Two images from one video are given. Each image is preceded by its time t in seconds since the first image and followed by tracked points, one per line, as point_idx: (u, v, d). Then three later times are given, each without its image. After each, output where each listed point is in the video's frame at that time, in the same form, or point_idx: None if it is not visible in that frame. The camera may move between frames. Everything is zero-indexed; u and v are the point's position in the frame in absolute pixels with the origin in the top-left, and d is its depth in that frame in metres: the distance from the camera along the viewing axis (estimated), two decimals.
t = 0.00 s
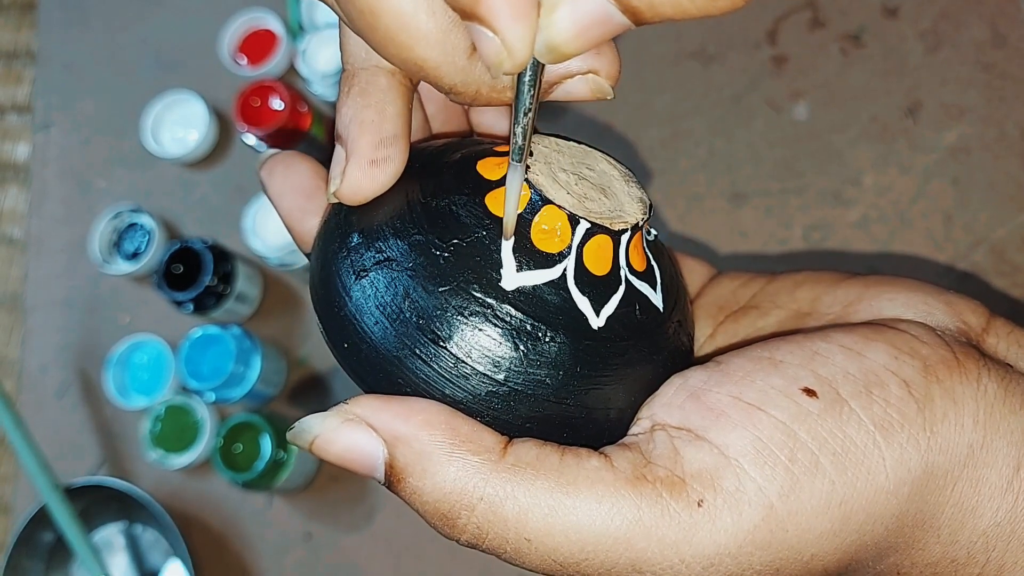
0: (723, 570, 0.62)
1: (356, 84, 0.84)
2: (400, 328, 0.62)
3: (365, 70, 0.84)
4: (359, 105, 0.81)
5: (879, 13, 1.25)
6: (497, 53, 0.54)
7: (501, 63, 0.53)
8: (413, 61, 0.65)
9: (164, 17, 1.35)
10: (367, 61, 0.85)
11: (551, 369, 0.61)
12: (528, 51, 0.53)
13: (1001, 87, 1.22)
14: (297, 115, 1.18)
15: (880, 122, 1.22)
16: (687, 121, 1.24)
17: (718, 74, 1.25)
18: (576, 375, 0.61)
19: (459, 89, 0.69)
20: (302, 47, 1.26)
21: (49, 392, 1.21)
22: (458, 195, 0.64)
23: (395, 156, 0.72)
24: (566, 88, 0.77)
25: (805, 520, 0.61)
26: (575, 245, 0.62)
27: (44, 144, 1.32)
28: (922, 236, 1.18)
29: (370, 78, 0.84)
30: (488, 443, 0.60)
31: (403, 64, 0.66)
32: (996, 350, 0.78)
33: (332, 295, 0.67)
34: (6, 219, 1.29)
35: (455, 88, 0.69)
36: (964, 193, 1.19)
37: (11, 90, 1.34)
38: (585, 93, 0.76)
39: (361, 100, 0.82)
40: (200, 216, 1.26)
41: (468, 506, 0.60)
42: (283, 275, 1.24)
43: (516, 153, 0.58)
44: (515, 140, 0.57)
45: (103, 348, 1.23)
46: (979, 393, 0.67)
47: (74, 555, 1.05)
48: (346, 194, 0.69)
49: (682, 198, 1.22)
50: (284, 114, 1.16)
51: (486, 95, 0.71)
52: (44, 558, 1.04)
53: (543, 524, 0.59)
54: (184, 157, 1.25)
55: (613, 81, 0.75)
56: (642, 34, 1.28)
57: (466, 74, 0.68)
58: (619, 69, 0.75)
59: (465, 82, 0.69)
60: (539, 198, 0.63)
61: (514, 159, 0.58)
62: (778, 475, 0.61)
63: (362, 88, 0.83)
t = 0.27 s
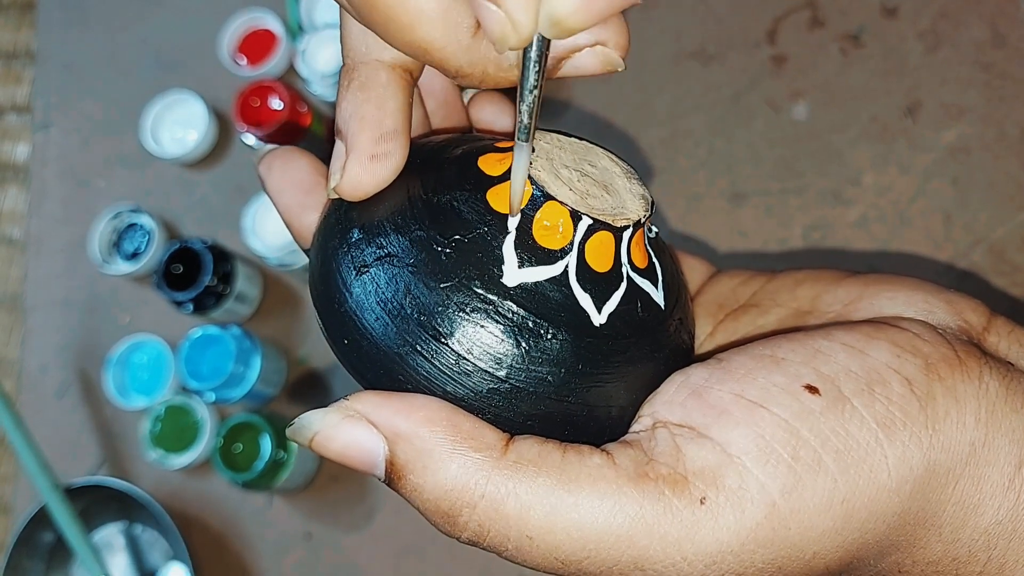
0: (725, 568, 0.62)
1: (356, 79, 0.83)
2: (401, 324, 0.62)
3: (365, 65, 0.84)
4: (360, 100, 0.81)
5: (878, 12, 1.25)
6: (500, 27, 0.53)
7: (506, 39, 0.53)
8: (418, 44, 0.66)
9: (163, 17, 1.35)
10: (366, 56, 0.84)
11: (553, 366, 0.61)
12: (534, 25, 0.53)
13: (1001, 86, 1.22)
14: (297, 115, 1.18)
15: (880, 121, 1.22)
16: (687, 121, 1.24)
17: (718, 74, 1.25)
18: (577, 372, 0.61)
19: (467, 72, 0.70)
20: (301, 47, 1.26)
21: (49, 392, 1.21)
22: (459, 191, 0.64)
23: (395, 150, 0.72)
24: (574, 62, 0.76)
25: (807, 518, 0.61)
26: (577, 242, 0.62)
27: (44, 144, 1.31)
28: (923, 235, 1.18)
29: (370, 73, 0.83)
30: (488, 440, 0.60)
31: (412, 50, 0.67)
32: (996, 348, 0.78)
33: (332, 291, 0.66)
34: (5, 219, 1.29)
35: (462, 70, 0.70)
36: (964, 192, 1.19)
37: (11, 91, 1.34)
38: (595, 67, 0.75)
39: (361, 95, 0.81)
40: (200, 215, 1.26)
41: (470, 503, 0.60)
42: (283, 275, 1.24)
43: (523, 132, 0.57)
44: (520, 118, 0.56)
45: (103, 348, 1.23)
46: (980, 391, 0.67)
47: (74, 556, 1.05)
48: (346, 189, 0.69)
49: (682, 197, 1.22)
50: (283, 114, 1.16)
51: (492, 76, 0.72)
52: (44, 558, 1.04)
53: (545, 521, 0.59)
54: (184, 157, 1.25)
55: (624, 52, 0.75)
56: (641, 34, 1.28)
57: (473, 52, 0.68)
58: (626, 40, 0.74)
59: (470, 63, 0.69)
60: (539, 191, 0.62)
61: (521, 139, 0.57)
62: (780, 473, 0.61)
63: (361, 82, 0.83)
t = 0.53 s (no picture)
0: (725, 563, 0.62)
1: (355, 76, 0.82)
2: (400, 320, 0.62)
3: (364, 62, 0.83)
4: (359, 98, 0.81)
5: (876, 11, 1.25)
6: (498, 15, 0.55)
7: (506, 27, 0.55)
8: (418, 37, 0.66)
9: (161, 17, 1.35)
10: (364, 53, 0.83)
11: (552, 363, 0.61)
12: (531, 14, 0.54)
13: (999, 85, 1.22)
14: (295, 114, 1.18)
15: (878, 119, 1.22)
16: (685, 120, 1.24)
17: (716, 72, 1.25)
18: (576, 368, 0.61)
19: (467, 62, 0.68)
20: (299, 46, 1.26)
21: (47, 392, 1.21)
22: (458, 188, 0.64)
23: (395, 147, 0.72)
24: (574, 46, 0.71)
25: (806, 512, 0.61)
26: (576, 238, 0.62)
27: (42, 143, 1.31)
28: (920, 233, 1.18)
29: (368, 71, 0.82)
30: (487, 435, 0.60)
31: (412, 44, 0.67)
32: (993, 346, 0.78)
33: (331, 288, 0.66)
34: (3, 219, 1.30)
35: (461, 61, 0.68)
36: (962, 191, 1.19)
37: (9, 91, 1.35)
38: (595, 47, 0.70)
39: (359, 92, 0.81)
40: (198, 215, 1.26)
41: (470, 498, 0.60)
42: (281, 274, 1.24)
43: (522, 121, 0.57)
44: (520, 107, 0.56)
45: (102, 348, 1.22)
46: (978, 388, 0.67)
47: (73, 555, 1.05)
48: (345, 186, 0.69)
49: (680, 196, 1.22)
50: (282, 113, 1.16)
51: (493, 65, 0.69)
52: (43, 557, 1.04)
53: (544, 516, 0.59)
54: (182, 157, 1.25)
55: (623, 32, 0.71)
56: (639, 32, 1.28)
57: (473, 44, 0.67)
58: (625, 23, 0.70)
59: (469, 53, 0.67)
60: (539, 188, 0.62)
61: (520, 127, 0.58)
62: (779, 467, 0.61)
63: (360, 79, 0.82)
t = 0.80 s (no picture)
0: (726, 561, 0.62)
1: (356, 75, 0.83)
2: (401, 319, 0.62)
3: (364, 62, 0.83)
4: (361, 98, 0.81)
5: (876, 10, 1.25)
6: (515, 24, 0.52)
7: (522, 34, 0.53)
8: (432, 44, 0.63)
9: (161, 16, 1.35)
10: (365, 53, 0.83)
11: (553, 361, 0.61)
12: (545, 21, 0.52)
13: (999, 84, 1.22)
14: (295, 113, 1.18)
15: (878, 118, 1.22)
16: (685, 119, 1.24)
17: (715, 72, 1.25)
18: (577, 367, 0.61)
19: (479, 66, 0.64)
20: (298, 45, 1.26)
21: (47, 391, 1.21)
22: (460, 188, 0.64)
23: (395, 146, 0.72)
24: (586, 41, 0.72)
25: (806, 510, 0.61)
26: (577, 237, 0.63)
27: (41, 143, 1.32)
28: (920, 232, 1.18)
29: (369, 70, 0.83)
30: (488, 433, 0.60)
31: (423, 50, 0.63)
32: (993, 345, 0.78)
33: (332, 287, 0.66)
34: (3, 218, 1.30)
35: (474, 63, 0.65)
36: (962, 190, 1.19)
37: (9, 91, 1.35)
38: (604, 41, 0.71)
39: (360, 92, 0.82)
40: (198, 214, 1.26)
41: (471, 495, 0.60)
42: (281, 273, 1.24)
43: (537, 121, 0.58)
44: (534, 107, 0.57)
45: (101, 348, 1.22)
46: (978, 387, 0.67)
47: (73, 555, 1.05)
48: (346, 186, 0.69)
49: (680, 195, 1.22)
50: (281, 112, 1.16)
51: (508, 66, 0.66)
52: (43, 557, 1.04)
53: (546, 513, 0.59)
54: (181, 156, 1.25)
55: (630, 27, 0.71)
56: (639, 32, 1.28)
57: (485, 48, 0.63)
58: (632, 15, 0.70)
59: (483, 57, 0.64)
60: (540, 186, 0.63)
61: (535, 127, 0.58)
62: (780, 465, 0.61)
63: (361, 79, 0.82)
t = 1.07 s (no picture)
0: (727, 559, 0.62)
1: (357, 72, 0.83)
2: (403, 316, 0.62)
3: (365, 59, 0.83)
4: (361, 93, 0.81)
5: (876, 10, 1.25)
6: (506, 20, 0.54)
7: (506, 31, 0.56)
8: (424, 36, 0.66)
9: (160, 16, 1.35)
10: (366, 50, 0.83)
11: (555, 359, 0.61)
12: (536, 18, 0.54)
13: (999, 83, 1.22)
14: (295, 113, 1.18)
15: (878, 118, 1.22)
16: (685, 118, 1.24)
17: (715, 71, 1.25)
18: (578, 364, 0.61)
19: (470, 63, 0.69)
20: (298, 46, 1.26)
21: (47, 391, 1.21)
22: (461, 186, 0.64)
23: (396, 144, 0.72)
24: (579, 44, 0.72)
25: (807, 509, 0.61)
26: (579, 236, 0.63)
27: (41, 143, 1.32)
28: (921, 232, 1.18)
29: (369, 66, 0.83)
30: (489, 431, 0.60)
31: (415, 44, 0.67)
32: (994, 344, 0.78)
33: (334, 284, 0.66)
34: (3, 219, 1.30)
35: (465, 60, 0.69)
36: (962, 189, 1.19)
37: (9, 91, 1.35)
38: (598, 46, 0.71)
39: (360, 88, 0.81)
40: (198, 214, 1.26)
41: (472, 493, 0.60)
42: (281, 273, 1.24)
43: (526, 122, 0.58)
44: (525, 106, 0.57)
45: (102, 347, 1.22)
46: (979, 386, 0.67)
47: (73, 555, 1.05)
48: (347, 183, 0.69)
49: (680, 195, 1.22)
50: (281, 112, 1.17)
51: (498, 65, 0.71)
52: (43, 557, 1.04)
53: (547, 511, 0.59)
54: (181, 156, 1.25)
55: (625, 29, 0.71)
56: (638, 31, 1.28)
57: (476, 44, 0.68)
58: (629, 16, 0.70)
59: (474, 53, 0.69)
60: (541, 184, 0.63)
61: (525, 128, 0.58)
62: (781, 464, 0.61)
63: (361, 76, 0.82)
